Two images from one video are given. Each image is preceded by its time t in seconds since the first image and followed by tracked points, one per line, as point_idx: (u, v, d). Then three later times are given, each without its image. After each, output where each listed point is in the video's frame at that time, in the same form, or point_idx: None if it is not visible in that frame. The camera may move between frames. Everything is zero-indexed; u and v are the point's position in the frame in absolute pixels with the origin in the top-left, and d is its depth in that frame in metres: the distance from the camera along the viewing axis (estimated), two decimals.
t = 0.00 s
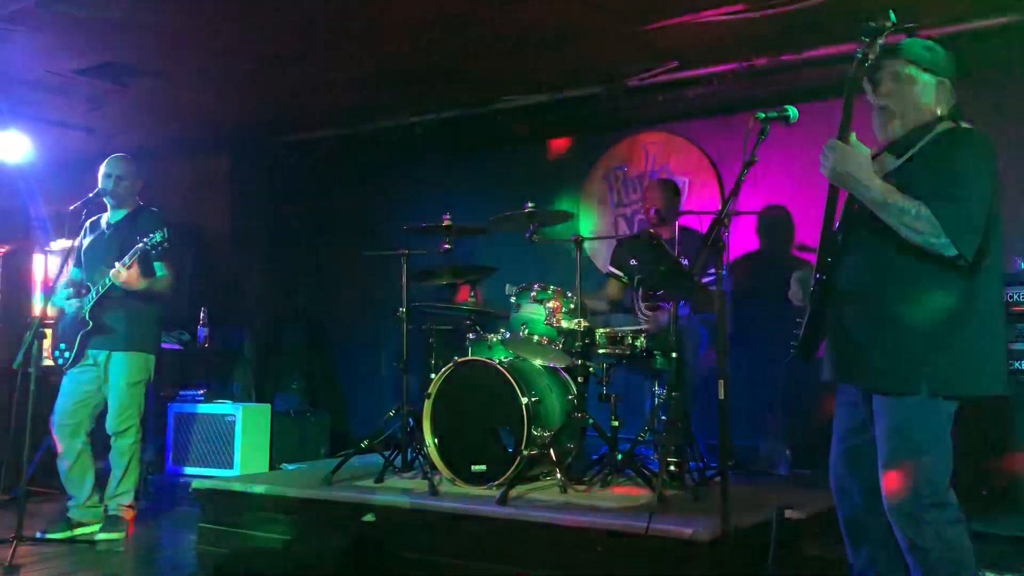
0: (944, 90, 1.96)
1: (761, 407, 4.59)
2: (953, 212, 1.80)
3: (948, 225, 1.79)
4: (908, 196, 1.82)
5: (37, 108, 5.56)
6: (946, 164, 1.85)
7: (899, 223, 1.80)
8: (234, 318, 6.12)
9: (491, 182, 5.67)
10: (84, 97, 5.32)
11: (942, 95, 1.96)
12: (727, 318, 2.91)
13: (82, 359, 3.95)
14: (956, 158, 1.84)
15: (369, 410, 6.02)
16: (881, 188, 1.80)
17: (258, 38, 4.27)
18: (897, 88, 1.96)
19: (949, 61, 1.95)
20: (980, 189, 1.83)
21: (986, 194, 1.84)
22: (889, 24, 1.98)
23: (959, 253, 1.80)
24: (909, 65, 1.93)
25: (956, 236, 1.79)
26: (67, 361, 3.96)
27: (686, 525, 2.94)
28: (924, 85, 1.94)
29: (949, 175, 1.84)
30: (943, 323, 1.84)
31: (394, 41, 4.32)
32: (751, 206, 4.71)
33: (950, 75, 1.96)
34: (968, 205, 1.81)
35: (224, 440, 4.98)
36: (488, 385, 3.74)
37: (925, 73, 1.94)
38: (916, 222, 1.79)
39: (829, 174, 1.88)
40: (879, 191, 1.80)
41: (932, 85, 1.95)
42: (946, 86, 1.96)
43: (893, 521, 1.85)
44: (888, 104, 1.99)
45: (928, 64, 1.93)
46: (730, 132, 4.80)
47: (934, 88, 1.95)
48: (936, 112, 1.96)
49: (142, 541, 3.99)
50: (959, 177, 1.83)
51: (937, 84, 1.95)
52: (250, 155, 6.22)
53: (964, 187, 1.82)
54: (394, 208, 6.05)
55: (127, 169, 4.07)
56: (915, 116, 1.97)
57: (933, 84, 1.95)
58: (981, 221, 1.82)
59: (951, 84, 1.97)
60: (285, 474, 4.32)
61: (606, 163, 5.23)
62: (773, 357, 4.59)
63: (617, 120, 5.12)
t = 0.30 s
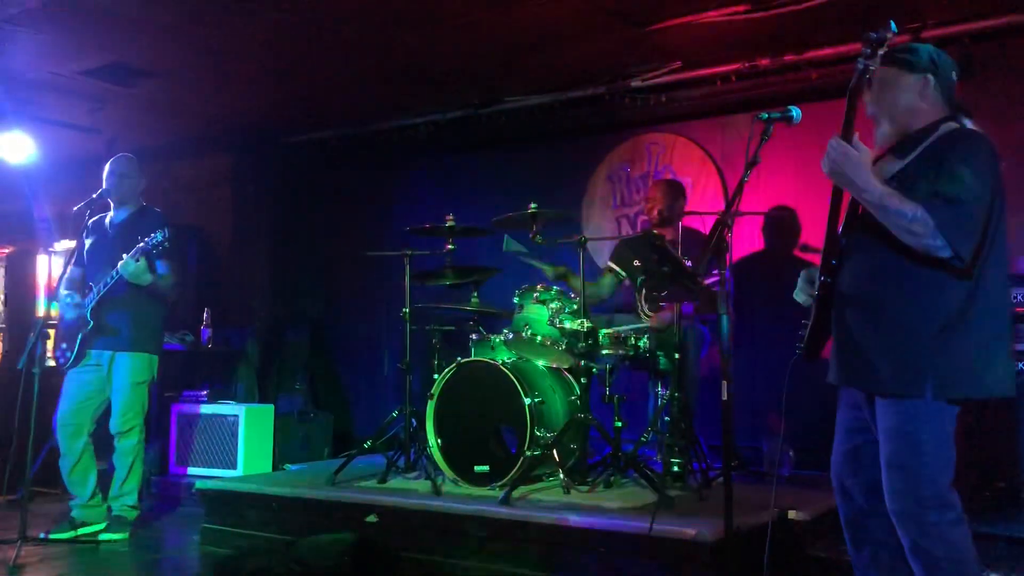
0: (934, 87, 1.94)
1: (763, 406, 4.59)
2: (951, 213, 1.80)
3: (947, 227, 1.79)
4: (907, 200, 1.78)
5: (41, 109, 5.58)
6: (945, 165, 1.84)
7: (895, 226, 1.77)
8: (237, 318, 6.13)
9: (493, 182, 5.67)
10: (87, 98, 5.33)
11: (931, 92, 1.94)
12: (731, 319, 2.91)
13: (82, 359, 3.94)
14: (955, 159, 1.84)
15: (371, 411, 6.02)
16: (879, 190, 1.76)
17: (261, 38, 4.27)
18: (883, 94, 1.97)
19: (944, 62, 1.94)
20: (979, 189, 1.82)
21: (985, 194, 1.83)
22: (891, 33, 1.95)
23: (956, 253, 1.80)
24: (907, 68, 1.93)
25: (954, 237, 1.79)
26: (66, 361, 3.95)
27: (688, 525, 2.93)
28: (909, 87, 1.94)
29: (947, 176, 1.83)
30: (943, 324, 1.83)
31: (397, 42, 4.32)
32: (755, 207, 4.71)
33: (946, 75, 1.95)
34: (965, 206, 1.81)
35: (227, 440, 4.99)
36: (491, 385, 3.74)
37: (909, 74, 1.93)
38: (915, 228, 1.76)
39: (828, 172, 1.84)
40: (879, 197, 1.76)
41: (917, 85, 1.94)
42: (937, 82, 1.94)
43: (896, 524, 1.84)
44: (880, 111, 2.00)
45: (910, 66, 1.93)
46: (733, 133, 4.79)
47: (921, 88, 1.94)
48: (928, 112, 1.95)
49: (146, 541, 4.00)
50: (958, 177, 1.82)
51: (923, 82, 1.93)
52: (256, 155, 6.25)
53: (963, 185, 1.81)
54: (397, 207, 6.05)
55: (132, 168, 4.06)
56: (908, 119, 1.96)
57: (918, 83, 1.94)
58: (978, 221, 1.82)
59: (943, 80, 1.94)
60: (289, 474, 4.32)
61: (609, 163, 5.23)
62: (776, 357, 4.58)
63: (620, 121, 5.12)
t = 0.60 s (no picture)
0: (923, 93, 1.92)
1: (767, 406, 4.58)
2: (953, 215, 1.80)
3: (949, 229, 1.79)
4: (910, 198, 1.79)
5: (46, 109, 5.59)
6: (947, 168, 1.84)
7: (896, 225, 1.78)
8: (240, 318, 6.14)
9: (497, 182, 5.67)
10: (91, 98, 5.34)
11: (920, 100, 1.93)
12: (735, 321, 2.90)
13: (90, 359, 3.90)
14: (957, 161, 1.84)
15: (374, 411, 6.03)
16: (882, 190, 1.77)
17: (265, 39, 4.27)
18: (877, 104, 2.01)
19: (943, 66, 1.92)
20: (981, 189, 1.82)
21: (988, 195, 1.83)
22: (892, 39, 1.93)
23: (956, 255, 1.80)
24: (905, 76, 1.93)
25: (956, 236, 1.79)
26: (74, 362, 3.90)
27: (692, 526, 2.93)
28: (898, 97, 1.95)
29: (948, 177, 1.84)
30: (947, 326, 1.83)
31: (401, 43, 4.33)
32: (759, 207, 4.72)
33: (947, 79, 1.92)
34: (968, 206, 1.81)
35: (230, 440, 5.00)
36: (495, 386, 3.74)
37: (897, 83, 1.95)
38: (917, 228, 1.76)
39: (833, 166, 1.83)
40: (883, 193, 1.77)
41: (904, 94, 1.94)
42: (927, 88, 1.92)
43: (899, 527, 1.84)
44: (880, 120, 2.04)
45: (896, 76, 1.94)
46: (737, 133, 4.79)
47: (909, 96, 1.94)
48: (921, 119, 1.95)
49: (150, 541, 4.01)
50: (960, 179, 1.82)
51: (909, 91, 1.93)
52: (258, 156, 6.24)
53: (964, 187, 1.81)
54: (401, 207, 6.06)
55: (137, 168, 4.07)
56: (903, 127, 1.98)
57: (904, 91, 1.94)
58: (980, 222, 1.82)
59: (933, 86, 1.91)
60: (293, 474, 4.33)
61: (613, 164, 5.23)
62: (779, 358, 4.58)
63: (623, 121, 5.12)
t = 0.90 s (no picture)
0: (938, 89, 1.93)
1: (769, 406, 4.58)
2: (952, 206, 1.81)
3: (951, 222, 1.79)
4: (908, 188, 1.78)
5: (48, 108, 5.59)
6: (946, 159, 1.85)
7: (896, 214, 1.77)
8: (242, 317, 6.14)
9: (499, 181, 5.67)
10: (94, 98, 5.34)
11: (935, 96, 1.94)
12: (736, 320, 2.90)
13: (91, 359, 3.93)
14: (955, 153, 1.84)
15: (375, 411, 6.03)
16: (881, 177, 1.76)
17: (268, 38, 4.28)
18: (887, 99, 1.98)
19: (948, 63, 1.93)
20: (982, 183, 1.82)
21: (988, 186, 1.83)
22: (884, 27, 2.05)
23: (954, 246, 1.81)
24: (910, 74, 1.92)
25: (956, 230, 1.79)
26: (76, 361, 3.96)
27: (693, 526, 2.92)
28: (913, 92, 1.93)
29: (948, 171, 1.83)
30: (951, 321, 1.82)
31: (403, 42, 4.33)
32: (760, 207, 4.72)
33: (951, 76, 1.94)
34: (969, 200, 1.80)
35: (232, 439, 5.00)
36: (497, 384, 3.73)
37: (913, 79, 1.92)
38: (915, 215, 1.75)
39: (829, 158, 1.84)
40: (881, 181, 1.76)
41: (921, 90, 1.93)
42: (942, 85, 1.93)
43: (904, 524, 1.84)
44: (886, 115, 2.02)
45: (914, 71, 1.92)
46: (740, 131, 4.77)
47: (925, 92, 1.93)
48: (932, 115, 1.95)
49: (152, 540, 4.00)
50: (959, 170, 1.82)
51: (927, 86, 1.93)
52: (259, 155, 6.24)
53: (963, 178, 1.82)
54: (402, 207, 6.06)
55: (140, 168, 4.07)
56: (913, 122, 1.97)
57: (921, 88, 1.93)
58: (981, 217, 1.82)
59: (945, 83, 1.93)
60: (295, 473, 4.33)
61: (615, 163, 5.22)
62: (781, 357, 4.57)
63: (625, 120, 5.12)
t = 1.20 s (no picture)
0: (951, 93, 1.94)
1: (770, 405, 4.58)
2: (960, 207, 1.80)
3: (959, 223, 1.78)
4: (916, 188, 1.77)
5: (49, 107, 5.60)
6: (953, 161, 1.84)
7: (902, 216, 1.76)
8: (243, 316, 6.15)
9: (500, 181, 5.67)
10: (95, 96, 5.34)
11: (948, 100, 1.94)
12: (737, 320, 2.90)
13: (95, 358, 3.96)
14: (963, 154, 1.84)
15: (376, 410, 6.04)
16: (888, 179, 1.75)
17: (270, 37, 4.28)
18: (899, 101, 1.96)
19: (956, 65, 1.93)
20: (990, 185, 1.81)
21: (995, 187, 1.82)
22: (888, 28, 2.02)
23: (958, 247, 1.78)
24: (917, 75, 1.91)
25: (963, 232, 1.78)
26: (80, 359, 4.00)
27: (694, 525, 2.91)
28: (927, 95, 1.93)
29: (957, 173, 1.83)
30: (957, 322, 1.82)
31: (404, 41, 4.33)
32: (761, 207, 4.72)
33: (959, 79, 1.94)
34: (976, 201, 1.80)
35: (233, 439, 5.00)
36: (497, 384, 3.73)
37: (927, 81, 1.92)
38: (923, 217, 1.75)
39: (836, 158, 1.83)
40: (889, 183, 1.75)
41: (935, 94, 1.93)
42: (953, 88, 1.94)
43: (908, 524, 1.84)
44: (892, 116, 2.01)
45: (929, 75, 1.91)
46: (740, 131, 4.79)
47: (938, 96, 1.94)
48: (942, 119, 1.95)
49: (153, 539, 4.01)
50: (966, 171, 1.82)
51: (941, 91, 1.93)
52: (260, 154, 6.23)
53: (971, 179, 1.81)
54: (403, 206, 6.07)
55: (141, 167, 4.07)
56: (922, 124, 1.97)
57: (937, 93, 1.93)
58: (988, 218, 1.81)
59: (958, 88, 1.94)
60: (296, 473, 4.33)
61: (615, 162, 5.22)
62: (783, 357, 4.58)
63: (627, 120, 5.13)
